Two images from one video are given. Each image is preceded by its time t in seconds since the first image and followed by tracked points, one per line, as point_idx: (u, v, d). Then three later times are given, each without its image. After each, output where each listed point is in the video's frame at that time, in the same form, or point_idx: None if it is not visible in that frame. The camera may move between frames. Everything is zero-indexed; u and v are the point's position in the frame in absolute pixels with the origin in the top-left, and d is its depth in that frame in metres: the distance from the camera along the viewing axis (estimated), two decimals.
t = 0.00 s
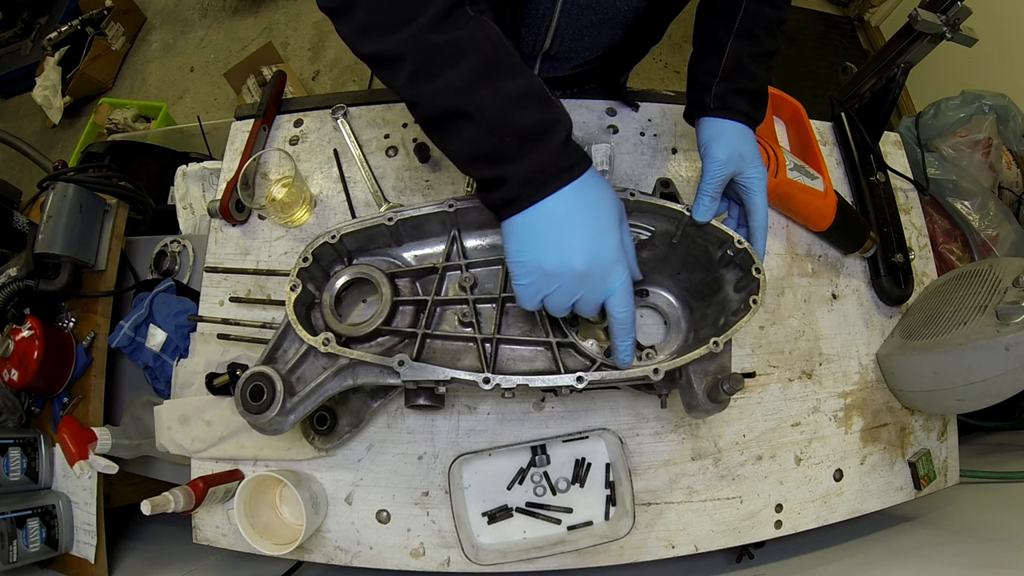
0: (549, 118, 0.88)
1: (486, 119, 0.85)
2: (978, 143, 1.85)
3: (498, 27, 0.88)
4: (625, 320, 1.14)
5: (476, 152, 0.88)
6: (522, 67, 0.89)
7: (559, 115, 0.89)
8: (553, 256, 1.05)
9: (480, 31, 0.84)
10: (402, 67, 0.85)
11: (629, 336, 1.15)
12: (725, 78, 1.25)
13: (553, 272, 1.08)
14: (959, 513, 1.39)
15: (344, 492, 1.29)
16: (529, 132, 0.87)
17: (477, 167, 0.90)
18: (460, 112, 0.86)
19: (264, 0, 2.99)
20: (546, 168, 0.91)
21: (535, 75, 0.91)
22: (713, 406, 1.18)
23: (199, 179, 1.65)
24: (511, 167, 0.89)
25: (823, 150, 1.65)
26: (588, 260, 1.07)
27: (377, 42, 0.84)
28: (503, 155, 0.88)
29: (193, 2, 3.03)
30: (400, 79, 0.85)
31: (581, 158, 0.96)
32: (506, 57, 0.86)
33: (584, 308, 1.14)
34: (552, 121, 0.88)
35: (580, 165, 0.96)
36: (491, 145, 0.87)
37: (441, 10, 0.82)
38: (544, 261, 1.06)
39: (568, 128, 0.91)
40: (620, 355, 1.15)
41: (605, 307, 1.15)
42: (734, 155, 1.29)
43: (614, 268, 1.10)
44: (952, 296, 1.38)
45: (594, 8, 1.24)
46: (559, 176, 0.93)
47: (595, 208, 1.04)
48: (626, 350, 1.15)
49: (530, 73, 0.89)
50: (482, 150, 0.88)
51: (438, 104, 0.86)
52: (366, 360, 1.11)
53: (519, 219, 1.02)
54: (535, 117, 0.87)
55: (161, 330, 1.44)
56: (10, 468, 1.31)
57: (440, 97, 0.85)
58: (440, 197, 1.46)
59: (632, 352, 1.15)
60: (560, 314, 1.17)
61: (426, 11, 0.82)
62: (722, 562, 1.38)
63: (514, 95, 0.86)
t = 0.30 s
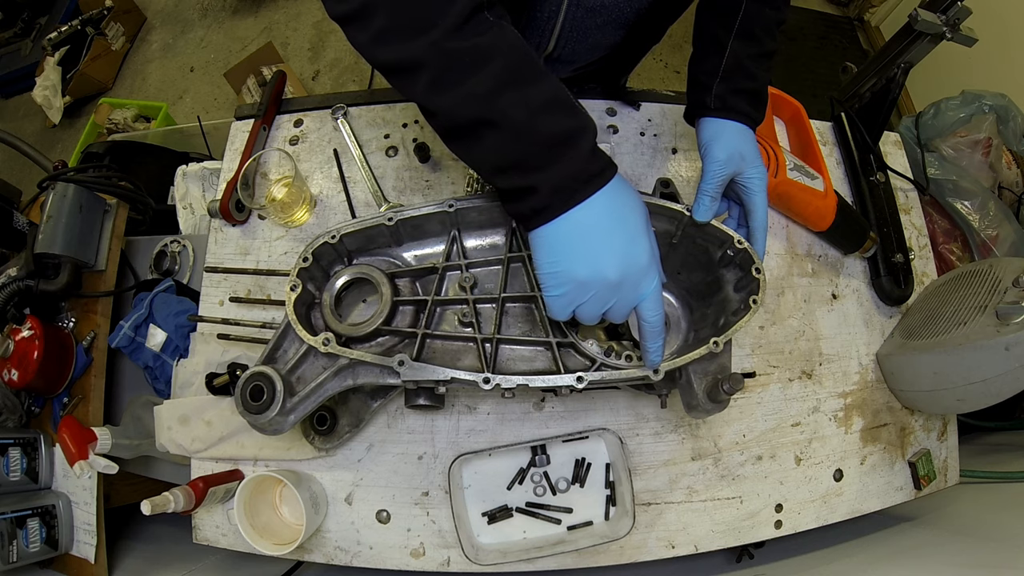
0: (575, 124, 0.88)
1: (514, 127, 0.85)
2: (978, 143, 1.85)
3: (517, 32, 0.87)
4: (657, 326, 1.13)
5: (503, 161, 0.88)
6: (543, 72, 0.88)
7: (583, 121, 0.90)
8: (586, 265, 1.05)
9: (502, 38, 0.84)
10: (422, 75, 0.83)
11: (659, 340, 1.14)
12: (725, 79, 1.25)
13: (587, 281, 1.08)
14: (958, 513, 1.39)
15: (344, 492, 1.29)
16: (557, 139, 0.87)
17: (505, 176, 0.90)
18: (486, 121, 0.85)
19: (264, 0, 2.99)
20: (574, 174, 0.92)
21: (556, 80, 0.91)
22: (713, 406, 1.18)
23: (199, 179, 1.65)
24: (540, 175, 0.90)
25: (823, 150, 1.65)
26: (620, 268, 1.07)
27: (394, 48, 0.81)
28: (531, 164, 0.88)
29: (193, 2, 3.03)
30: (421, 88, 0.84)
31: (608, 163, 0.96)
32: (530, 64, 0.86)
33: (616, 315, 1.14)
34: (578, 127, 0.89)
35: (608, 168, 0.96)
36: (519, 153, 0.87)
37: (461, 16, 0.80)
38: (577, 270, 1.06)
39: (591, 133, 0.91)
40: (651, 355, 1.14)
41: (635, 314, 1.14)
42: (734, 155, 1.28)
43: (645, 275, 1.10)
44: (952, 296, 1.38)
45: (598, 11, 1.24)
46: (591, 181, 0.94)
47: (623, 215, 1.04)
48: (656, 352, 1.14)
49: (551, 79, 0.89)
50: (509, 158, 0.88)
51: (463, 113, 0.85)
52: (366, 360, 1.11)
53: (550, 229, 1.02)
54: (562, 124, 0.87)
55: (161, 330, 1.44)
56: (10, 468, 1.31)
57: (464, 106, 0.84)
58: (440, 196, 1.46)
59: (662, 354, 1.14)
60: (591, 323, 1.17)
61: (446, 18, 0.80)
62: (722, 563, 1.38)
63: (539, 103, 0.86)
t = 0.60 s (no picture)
0: (575, 125, 0.88)
1: (514, 128, 0.85)
2: (978, 143, 1.85)
3: (518, 33, 0.87)
4: (658, 326, 1.13)
5: (504, 161, 0.88)
6: (544, 73, 0.88)
7: (583, 121, 0.90)
8: (588, 265, 1.05)
9: (504, 39, 0.84)
10: (424, 76, 0.83)
11: (659, 340, 1.14)
12: (725, 79, 1.25)
13: (588, 281, 1.08)
14: (958, 513, 1.39)
15: (344, 492, 1.29)
16: (558, 140, 0.87)
17: (506, 176, 0.90)
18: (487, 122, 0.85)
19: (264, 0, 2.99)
20: (575, 175, 0.92)
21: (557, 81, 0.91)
22: (713, 406, 1.18)
23: (199, 179, 1.65)
24: (541, 175, 0.90)
25: (823, 150, 1.65)
26: (622, 268, 1.07)
27: (396, 49, 0.81)
28: (532, 164, 0.88)
29: (193, 2, 3.03)
30: (423, 88, 0.84)
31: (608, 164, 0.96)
32: (530, 65, 0.86)
33: (618, 315, 1.14)
34: (578, 128, 0.89)
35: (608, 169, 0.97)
36: (519, 153, 0.87)
37: (462, 17, 0.80)
38: (579, 269, 1.06)
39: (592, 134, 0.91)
40: (650, 356, 1.14)
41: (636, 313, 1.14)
42: (735, 155, 1.28)
43: (647, 275, 1.10)
44: (952, 296, 1.38)
45: (598, 12, 1.24)
46: (592, 182, 0.95)
47: (625, 215, 1.05)
48: (656, 353, 1.14)
49: (552, 80, 0.89)
50: (510, 159, 0.88)
51: (464, 113, 0.85)
52: (366, 360, 1.10)
53: (552, 229, 1.02)
54: (563, 124, 0.87)
55: (161, 330, 1.44)
56: (10, 468, 1.31)
57: (465, 106, 0.84)
58: (440, 196, 1.46)
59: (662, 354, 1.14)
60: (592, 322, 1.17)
61: (447, 19, 0.80)
62: (722, 563, 1.38)
63: (540, 104, 0.86)
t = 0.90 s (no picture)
0: (577, 125, 0.88)
1: (516, 128, 0.85)
2: (978, 143, 1.85)
3: (520, 33, 0.87)
4: (659, 324, 1.13)
5: (506, 161, 0.88)
6: (546, 73, 0.88)
7: (584, 121, 0.89)
8: (590, 264, 1.05)
9: (506, 40, 0.84)
10: (426, 76, 0.83)
11: (659, 339, 1.14)
12: (726, 80, 1.25)
13: (589, 279, 1.08)
14: (958, 513, 1.39)
15: (344, 492, 1.29)
16: (559, 140, 0.87)
17: (508, 176, 0.90)
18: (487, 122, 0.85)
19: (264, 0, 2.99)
20: (576, 174, 0.92)
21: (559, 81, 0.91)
22: (713, 406, 1.18)
23: (199, 179, 1.65)
24: (542, 174, 0.90)
25: (823, 150, 1.65)
26: (623, 265, 1.07)
27: (398, 50, 0.81)
28: (533, 164, 0.89)
29: (193, 2, 3.03)
30: (425, 89, 0.84)
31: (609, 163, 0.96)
32: (533, 65, 0.86)
33: (619, 314, 1.14)
34: (580, 128, 0.89)
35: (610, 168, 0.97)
36: (521, 153, 0.87)
37: (464, 18, 0.80)
38: (579, 267, 1.06)
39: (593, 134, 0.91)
40: (651, 356, 1.14)
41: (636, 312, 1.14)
42: (735, 156, 1.28)
43: (648, 272, 1.10)
44: (951, 296, 1.38)
45: (598, 12, 1.24)
46: (592, 182, 0.94)
47: (626, 215, 1.05)
48: (656, 352, 1.14)
49: (554, 79, 0.89)
50: (511, 159, 0.88)
51: (466, 114, 0.85)
52: (366, 360, 1.11)
53: (554, 228, 1.02)
54: (565, 124, 0.87)
55: (161, 330, 1.44)
56: (10, 468, 1.31)
57: (467, 107, 0.84)
58: (440, 197, 1.46)
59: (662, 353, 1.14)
60: (593, 321, 1.17)
61: (449, 20, 0.80)
62: (722, 563, 1.38)
63: (542, 104, 0.86)
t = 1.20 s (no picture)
0: (578, 116, 0.88)
1: (517, 120, 0.85)
2: (978, 143, 1.85)
3: (519, 27, 0.87)
4: (678, 320, 1.10)
5: (507, 154, 0.88)
6: (545, 65, 0.88)
7: (585, 111, 0.89)
8: (595, 251, 1.04)
9: (505, 33, 0.84)
10: (426, 70, 0.83)
11: (683, 336, 1.10)
12: (726, 80, 1.25)
13: (597, 269, 1.06)
14: (958, 513, 1.39)
15: (344, 492, 1.29)
16: (561, 130, 0.87)
17: (509, 168, 0.90)
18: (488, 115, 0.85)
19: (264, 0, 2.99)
20: (576, 164, 0.91)
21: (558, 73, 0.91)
22: (713, 406, 1.18)
23: (199, 179, 1.65)
24: (544, 166, 0.90)
25: (823, 150, 1.65)
26: (632, 253, 1.06)
27: (397, 45, 0.82)
28: (535, 155, 0.88)
29: (193, 2, 3.03)
30: (425, 83, 0.84)
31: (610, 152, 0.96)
32: (532, 57, 0.86)
33: (636, 314, 1.12)
34: (581, 118, 0.88)
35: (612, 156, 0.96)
36: (523, 145, 0.87)
37: (463, 12, 0.81)
38: (585, 256, 1.05)
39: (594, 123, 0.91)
40: (675, 357, 1.11)
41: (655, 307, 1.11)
42: (735, 155, 1.28)
43: (659, 266, 1.08)
44: (952, 296, 1.38)
45: (598, 11, 1.24)
46: (594, 168, 0.94)
47: (629, 201, 1.04)
48: (681, 350, 1.10)
49: (553, 71, 0.89)
50: (512, 151, 0.87)
51: (466, 107, 0.85)
52: (366, 360, 1.11)
53: (553, 220, 1.03)
54: (565, 115, 0.87)
55: (161, 330, 1.44)
56: (10, 468, 1.31)
57: (468, 100, 0.84)
58: (440, 197, 1.46)
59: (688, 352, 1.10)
60: (610, 321, 1.15)
61: (448, 14, 0.80)
62: (722, 563, 1.38)
63: (541, 96, 0.86)
